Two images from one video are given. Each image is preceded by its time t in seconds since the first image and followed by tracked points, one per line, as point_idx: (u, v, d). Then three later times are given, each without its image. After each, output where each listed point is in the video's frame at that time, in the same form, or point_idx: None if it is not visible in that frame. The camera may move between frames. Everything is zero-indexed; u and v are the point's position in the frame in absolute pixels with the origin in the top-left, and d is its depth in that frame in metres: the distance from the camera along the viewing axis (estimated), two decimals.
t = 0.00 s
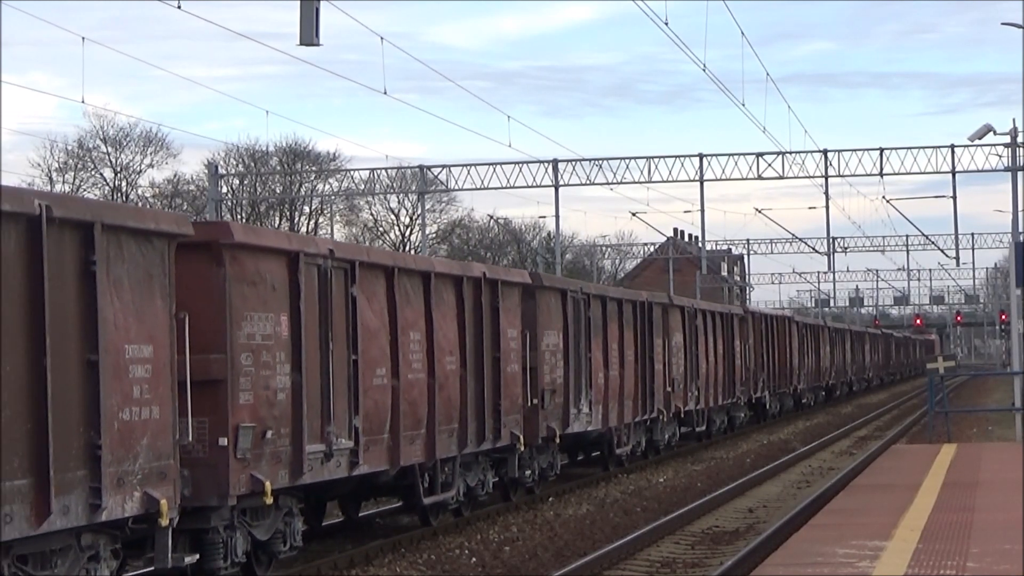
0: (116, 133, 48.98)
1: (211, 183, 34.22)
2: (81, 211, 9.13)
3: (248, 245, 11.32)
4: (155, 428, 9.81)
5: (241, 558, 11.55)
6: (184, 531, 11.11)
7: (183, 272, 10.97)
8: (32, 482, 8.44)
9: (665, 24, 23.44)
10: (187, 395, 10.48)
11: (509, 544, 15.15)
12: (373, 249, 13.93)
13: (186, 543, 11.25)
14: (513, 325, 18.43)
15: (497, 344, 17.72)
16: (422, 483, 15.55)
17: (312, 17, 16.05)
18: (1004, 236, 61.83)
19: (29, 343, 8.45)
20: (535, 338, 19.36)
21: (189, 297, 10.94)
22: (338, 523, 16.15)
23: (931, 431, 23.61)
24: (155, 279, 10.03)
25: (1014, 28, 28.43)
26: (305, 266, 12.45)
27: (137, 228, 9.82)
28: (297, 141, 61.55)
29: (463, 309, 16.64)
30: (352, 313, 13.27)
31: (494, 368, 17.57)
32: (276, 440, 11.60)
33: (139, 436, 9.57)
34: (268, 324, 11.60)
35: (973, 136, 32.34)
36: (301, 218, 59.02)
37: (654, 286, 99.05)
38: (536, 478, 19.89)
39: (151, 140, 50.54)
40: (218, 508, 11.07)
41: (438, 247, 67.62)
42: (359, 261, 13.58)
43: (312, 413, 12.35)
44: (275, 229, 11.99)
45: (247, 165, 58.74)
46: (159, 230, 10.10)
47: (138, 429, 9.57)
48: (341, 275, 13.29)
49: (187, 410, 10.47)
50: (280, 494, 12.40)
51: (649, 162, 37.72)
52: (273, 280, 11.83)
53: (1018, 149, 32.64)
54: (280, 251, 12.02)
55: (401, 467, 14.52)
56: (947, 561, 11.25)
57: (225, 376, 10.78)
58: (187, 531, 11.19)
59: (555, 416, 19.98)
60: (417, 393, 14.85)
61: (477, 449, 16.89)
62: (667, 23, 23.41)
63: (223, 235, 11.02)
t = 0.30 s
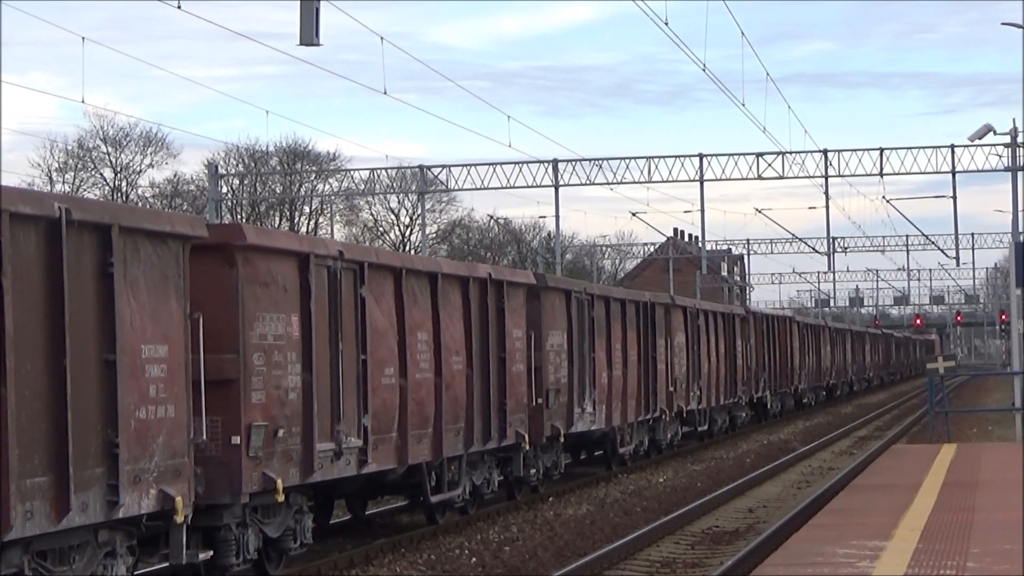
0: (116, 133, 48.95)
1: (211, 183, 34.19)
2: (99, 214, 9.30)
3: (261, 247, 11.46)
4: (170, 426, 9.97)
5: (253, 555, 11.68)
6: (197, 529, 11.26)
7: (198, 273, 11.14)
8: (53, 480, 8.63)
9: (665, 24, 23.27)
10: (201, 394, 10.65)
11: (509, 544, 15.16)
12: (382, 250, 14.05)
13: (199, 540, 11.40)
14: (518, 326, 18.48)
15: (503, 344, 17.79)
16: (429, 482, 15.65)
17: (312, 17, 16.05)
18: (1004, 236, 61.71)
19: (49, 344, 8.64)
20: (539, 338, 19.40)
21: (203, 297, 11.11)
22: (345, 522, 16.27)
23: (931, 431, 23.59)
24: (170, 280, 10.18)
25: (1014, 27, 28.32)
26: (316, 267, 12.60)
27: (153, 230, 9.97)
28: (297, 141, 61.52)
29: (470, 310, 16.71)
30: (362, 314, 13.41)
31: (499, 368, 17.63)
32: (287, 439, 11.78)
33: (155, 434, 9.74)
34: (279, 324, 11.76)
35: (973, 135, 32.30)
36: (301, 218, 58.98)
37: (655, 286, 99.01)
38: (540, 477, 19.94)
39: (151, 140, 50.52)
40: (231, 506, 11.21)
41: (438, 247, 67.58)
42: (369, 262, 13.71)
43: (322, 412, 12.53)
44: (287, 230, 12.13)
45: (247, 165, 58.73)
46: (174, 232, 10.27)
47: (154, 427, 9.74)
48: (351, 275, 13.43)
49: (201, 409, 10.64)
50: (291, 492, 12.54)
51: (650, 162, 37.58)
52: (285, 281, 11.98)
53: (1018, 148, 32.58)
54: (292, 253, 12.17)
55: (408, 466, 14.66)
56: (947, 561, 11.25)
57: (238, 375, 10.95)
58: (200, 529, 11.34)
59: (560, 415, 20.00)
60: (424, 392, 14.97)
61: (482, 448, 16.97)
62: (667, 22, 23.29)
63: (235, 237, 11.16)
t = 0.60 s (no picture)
0: (116, 133, 48.96)
1: (211, 183, 34.18)
2: (114, 215, 9.35)
3: (271, 248, 11.55)
4: (183, 426, 10.03)
5: (263, 552, 11.82)
6: (208, 526, 11.37)
7: (209, 275, 11.22)
8: (70, 477, 8.66)
9: (664, 24, 23.28)
10: (213, 393, 10.72)
11: (509, 543, 15.15)
12: (390, 251, 14.15)
13: (210, 537, 11.52)
14: (523, 326, 18.55)
15: (507, 343, 17.86)
16: (434, 480, 15.74)
17: (312, 17, 16.05)
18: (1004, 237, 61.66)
19: (67, 344, 8.68)
20: (543, 338, 19.45)
21: (214, 298, 11.19)
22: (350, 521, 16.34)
23: (930, 431, 23.59)
24: (183, 281, 10.24)
25: (1014, 28, 28.24)
26: (325, 268, 12.71)
27: (166, 231, 10.04)
28: (297, 141, 61.53)
29: (475, 310, 16.79)
30: (370, 314, 13.53)
31: (504, 367, 17.71)
32: (296, 437, 11.87)
33: (169, 433, 9.80)
34: (289, 325, 11.86)
35: (973, 136, 32.31)
36: (301, 219, 58.99)
37: (655, 286, 99.06)
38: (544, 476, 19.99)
39: (151, 140, 50.51)
40: (242, 504, 11.31)
41: (438, 247, 67.59)
42: (376, 263, 13.82)
43: (331, 410, 12.64)
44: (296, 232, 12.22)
45: (247, 165, 58.75)
46: (187, 234, 10.33)
47: (168, 426, 9.80)
48: (358, 276, 13.55)
49: (213, 408, 10.70)
50: (299, 490, 12.66)
51: (649, 162, 37.42)
52: (295, 282, 12.09)
53: (1018, 148, 32.58)
54: (301, 254, 12.25)
55: (414, 464, 14.76)
56: (947, 561, 11.24)
57: (249, 375, 11.04)
58: (211, 526, 11.45)
59: (563, 415, 20.03)
60: (430, 391, 15.06)
61: (487, 447, 17.07)
62: (666, 23, 23.27)
63: (246, 239, 11.25)
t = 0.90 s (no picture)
0: (116, 133, 48.98)
1: (211, 183, 34.17)
2: (131, 218, 9.56)
3: (281, 250, 11.74)
4: (197, 424, 10.21)
5: (273, 549, 12.03)
6: (220, 523, 11.62)
7: (222, 277, 11.40)
8: (88, 476, 8.90)
9: (665, 24, 23.30)
10: (226, 393, 10.87)
11: (509, 543, 15.16)
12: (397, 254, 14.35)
13: (222, 533, 11.76)
14: (527, 326, 18.67)
15: (513, 344, 17.99)
16: (441, 479, 15.89)
17: (313, 17, 16.06)
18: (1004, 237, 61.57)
19: (85, 345, 8.90)
20: (547, 338, 19.52)
21: (226, 299, 11.34)
22: (356, 519, 16.45)
23: (931, 431, 23.57)
24: (197, 282, 10.43)
25: (1015, 28, 28.22)
26: (334, 269, 12.91)
27: (180, 234, 10.24)
28: (297, 141, 61.53)
29: (480, 310, 16.95)
30: (378, 314, 13.75)
31: (509, 367, 17.84)
32: (307, 436, 11.99)
33: (183, 432, 9.98)
34: (300, 325, 12.03)
35: (974, 136, 32.28)
36: (301, 218, 58.99)
37: (655, 286, 99.04)
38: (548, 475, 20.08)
39: (151, 140, 50.51)
40: (252, 502, 11.55)
41: (438, 247, 67.57)
42: (384, 264, 14.02)
43: (341, 409, 12.82)
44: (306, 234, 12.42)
45: (247, 165, 58.76)
46: (200, 236, 10.53)
47: (182, 425, 9.99)
48: (367, 277, 13.77)
49: (226, 407, 10.83)
50: (309, 488, 12.86)
51: (649, 162, 37.25)
52: (305, 283, 12.28)
53: (1018, 148, 32.56)
54: (310, 256, 12.45)
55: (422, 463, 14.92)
56: (947, 561, 11.25)
57: (260, 375, 11.16)
58: (223, 523, 11.68)
59: (567, 414, 20.06)
60: (437, 391, 15.23)
61: (493, 446, 17.19)
62: (667, 22, 23.28)
63: (258, 240, 11.44)
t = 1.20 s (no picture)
0: (116, 133, 49.00)
1: (211, 183, 34.18)
2: (145, 221, 9.78)
3: (291, 251, 11.94)
4: (208, 423, 10.44)
5: (283, 547, 12.16)
6: (230, 521, 11.76)
7: (234, 277, 11.62)
8: (103, 474, 9.10)
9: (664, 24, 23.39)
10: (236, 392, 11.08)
11: (509, 543, 15.15)
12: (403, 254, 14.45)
13: (232, 531, 11.91)
14: (532, 326, 18.72)
15: (516, 343, 18.07)
16: (447, 477, 16.06)
17: (312, 16, 16.05)
18: (1003, 237, 61.58)
19: (100, 345, 9.10)
20: (551, 338, 19.58)
21: (237, 300, 11.57)
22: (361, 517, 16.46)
23: (931, 431, 23.58)
24: (210, 283, 10.64)
25: (1014, 28, 28.33)
26: (342, 271, 13.08)
27: (193, 235, 10.45)
28: (297, 141, 61.55)
29: (485, 311, 17.07)
30: (385, 314, 13.86)
31: (513, 366, 17.93)
32: (315, 435, 12.22)
33: (195, 430, 10.20)
34: (309, 325, 12.23)
35: (973, 136, 32.30)
36: (301, 219, 59.02)
37: (654, 286, 99.04)
38: (552, 474, 20.17)
39: (151, 140, 50.53)
40: (262, 500, 11.72)
41: (438, 248, 67.60)
42: (391, 265, 14.16)
43: (348, 408, 13.00)
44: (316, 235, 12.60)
45: (247, 165, 58.80)
46: (214, 237, 10.76)
47: (194, 423, 10.21)
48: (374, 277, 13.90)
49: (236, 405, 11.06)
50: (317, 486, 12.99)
51: (649, 162, 38.14)
52: (314, 284, 12.47)
53: (1018, 148, 32.62)
54: (319, 257, 12.62)
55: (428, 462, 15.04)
56: (948, 561, 11.23)
57: (270, 375, 11.42)
58: (233, 521, 11.83)
59: (571, 413, 20.12)
60: (443, 391, 15.35)
61: (497, 445, 17.29)
62: (666, 23, 23.38)
63: (269, 241, 11.66)
